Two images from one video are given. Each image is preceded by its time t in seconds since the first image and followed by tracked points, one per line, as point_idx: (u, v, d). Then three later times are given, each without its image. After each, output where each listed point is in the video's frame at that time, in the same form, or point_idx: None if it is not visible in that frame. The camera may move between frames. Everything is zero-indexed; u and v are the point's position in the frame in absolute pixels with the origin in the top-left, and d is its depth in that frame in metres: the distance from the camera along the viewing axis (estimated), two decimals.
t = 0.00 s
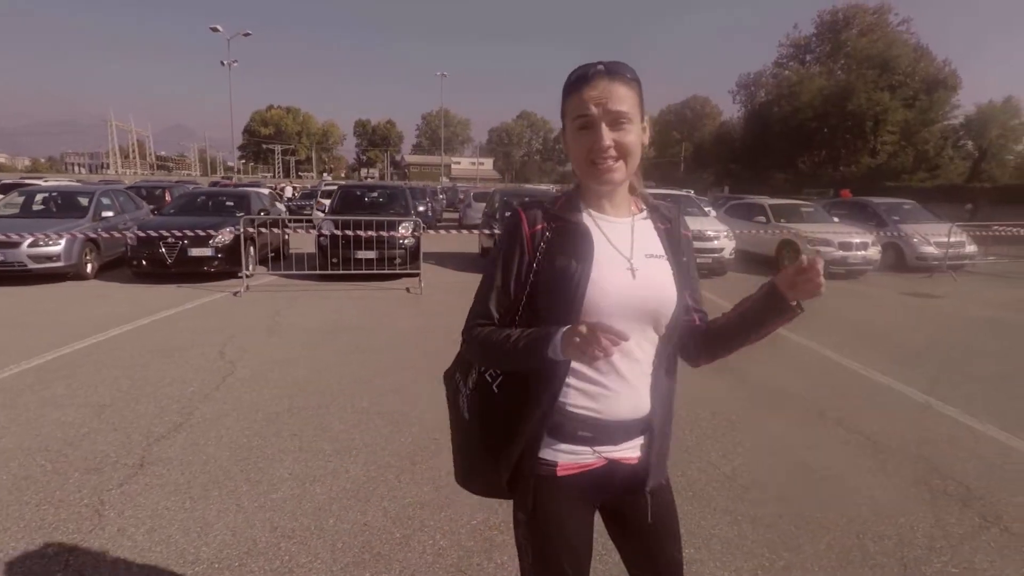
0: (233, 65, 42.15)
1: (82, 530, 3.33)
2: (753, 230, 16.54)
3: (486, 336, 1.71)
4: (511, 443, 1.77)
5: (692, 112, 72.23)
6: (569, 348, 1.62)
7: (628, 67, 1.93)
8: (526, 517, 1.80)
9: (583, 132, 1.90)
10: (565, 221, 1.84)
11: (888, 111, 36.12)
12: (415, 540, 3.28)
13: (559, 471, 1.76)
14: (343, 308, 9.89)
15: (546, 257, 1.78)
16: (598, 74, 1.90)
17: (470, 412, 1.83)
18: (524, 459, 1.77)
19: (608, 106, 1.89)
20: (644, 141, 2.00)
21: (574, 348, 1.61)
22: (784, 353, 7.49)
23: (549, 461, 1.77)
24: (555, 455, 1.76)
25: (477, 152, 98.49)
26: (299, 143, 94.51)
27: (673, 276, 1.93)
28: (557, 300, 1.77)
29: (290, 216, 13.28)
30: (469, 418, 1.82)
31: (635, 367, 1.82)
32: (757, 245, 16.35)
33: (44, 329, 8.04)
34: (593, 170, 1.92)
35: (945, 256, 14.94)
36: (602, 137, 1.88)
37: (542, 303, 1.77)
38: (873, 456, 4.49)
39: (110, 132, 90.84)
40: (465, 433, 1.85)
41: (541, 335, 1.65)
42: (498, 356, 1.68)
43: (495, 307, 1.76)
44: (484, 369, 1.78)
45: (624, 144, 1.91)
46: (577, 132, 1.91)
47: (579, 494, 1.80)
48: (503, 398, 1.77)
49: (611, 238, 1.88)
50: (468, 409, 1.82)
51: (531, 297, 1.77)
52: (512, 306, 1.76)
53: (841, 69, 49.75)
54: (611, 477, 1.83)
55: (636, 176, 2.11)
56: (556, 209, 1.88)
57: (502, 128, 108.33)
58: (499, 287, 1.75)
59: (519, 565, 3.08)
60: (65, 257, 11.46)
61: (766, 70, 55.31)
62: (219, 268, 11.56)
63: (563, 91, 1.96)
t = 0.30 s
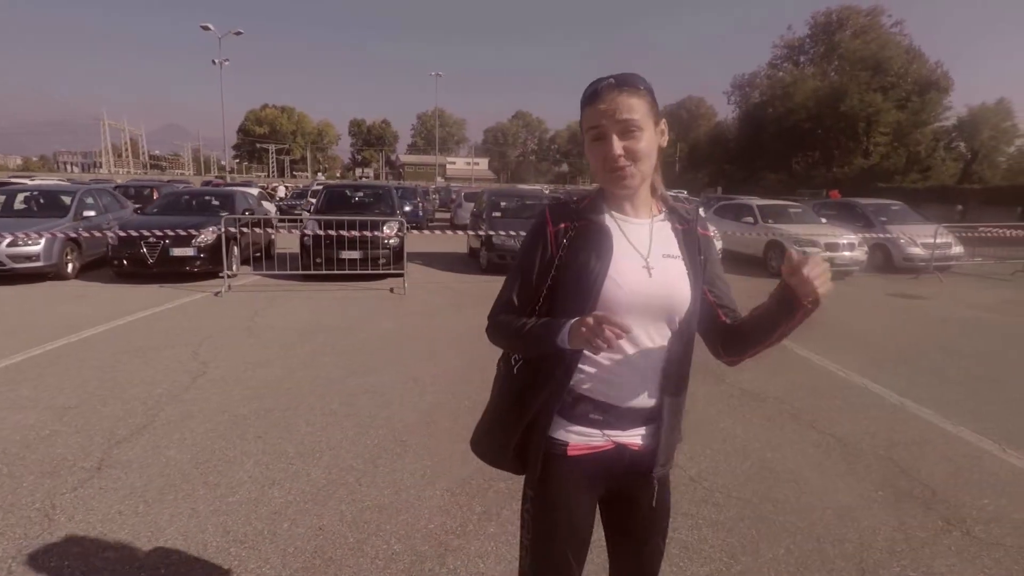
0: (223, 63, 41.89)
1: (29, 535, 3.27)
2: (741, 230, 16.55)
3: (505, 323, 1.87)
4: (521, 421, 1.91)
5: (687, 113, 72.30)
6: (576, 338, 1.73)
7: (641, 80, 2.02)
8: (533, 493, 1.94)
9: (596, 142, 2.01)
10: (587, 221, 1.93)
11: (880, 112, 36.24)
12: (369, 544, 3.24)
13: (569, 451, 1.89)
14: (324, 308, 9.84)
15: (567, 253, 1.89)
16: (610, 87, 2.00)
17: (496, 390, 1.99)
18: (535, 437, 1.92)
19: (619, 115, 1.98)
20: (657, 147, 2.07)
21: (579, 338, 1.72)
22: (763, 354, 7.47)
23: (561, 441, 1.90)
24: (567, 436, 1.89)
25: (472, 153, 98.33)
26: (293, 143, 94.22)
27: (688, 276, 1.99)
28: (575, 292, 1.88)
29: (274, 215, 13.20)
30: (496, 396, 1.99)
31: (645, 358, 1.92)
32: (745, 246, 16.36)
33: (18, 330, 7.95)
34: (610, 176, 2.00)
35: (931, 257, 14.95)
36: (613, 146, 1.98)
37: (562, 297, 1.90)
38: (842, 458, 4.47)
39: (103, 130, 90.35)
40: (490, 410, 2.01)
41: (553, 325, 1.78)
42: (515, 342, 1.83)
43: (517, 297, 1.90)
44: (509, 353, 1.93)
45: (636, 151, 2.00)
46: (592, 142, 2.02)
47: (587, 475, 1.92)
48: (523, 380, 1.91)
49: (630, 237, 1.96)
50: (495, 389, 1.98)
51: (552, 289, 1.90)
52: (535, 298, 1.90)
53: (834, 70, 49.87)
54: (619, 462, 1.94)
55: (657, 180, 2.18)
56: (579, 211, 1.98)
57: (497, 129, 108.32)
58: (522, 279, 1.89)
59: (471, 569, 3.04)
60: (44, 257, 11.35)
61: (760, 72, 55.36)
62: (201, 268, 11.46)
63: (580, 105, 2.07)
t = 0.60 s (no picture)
0: (213, 62, 41.67)
1: None
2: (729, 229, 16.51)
3: (504, 316, 1.85)
4: (517, 412, 1.91)
5: (680, 112, 72.28)
6: (584, 333, 1.73)
7: (651, 80, 2.05)
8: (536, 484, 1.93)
9: (603, 138, 2.03)
10: (590, 217, 1.95)
11: (872, 112, 36.30)
12: (324, 552, 3.15)
13: (567, 441, 1.90)
14: (304, 309, 9.73)
15: (569, 248, 1.90)
16: (620, 85, 2.02)
17: (491, 381, 1.98)
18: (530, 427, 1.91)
19: (628, 113, 2.00)
20: (662, 147, 2.11)
21: (592, 335, 1.71)
22: (744, 354, 7.40)
23: (558, 431, 1.90)
24: (564, 426, 1.89)
25: (466, 152, 98.08)
26: (286, 143, 93.75)
27: (684, 274, 2.05)
28: (576, 287, 1.89)
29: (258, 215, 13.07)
30: (489, 387, 1.98)
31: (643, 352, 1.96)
32: (734, 245, 16.32)
33: None
34: (613, 173, 2.03)
35: (918, 257, 14.94)
36: (620, 144, 2.00)
37: (563, 290, 1.90)
38: (817, 459, 4.39)
39: (93, 129, 89.71)
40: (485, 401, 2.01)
41: (557, 319, 1.77)
42: (514, 335, 1.81)
43: (517, 290, 1.89)
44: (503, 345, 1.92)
45: (641, 150, 2.02)
46: (599, 138, 2.03)
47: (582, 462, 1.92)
48: (520, 372, 1.91)
49: (631, 234, 1.99)
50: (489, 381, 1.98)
51: (552, 284, 1.90)
52: (534, 290, 1.90)
53: (826, 70, 49.94)
54: (613, 450, 1.96)
55: (657, 178, 2.22)
56: (582, 205, 2.00)
57: (491, 128, 108.08)
58: (524, 271, 1.88)
59: None
60: (22, 257, 11.19)
61: (753, 71, 55.40)
62: (182, 268, 11.32)
63: (589, 100, 2.08)
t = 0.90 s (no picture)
0: (203, 61, 41.36)
1: None
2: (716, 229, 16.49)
3: (483, 333, 1.74)
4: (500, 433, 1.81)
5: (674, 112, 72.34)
6: (577, 356, 1.65)
7: (633, 92, 2.01)
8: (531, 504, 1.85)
9: (585, 148, 1.97)
10: (573, 230, 1.88)
11: (863, 112, 36.39)
12: (273, 560, 3.09)
13: (554, 463, 1.86)
14: (284, 309, 9.63)
15: (550, 263, 1.82)
16: (603, 95, 1.97)
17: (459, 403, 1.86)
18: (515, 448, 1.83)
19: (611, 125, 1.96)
20: (640, 161, 2.08)
21: (588, 358, 1.64)
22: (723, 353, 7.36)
23: (541, 455, 1.86)
24: (550, 449, 1.85)
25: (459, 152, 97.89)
26: (279, 143, 93.35)
27: (654, 291, 2.05)
28: (556, 304, 1.83)
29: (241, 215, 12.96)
30: (460, 411, 1.85)
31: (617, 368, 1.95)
32: (721, 245, 16.30)
33: None
34: (593, 184, 1.98)
35: (904, 256, 14.96)
36: (603, 155, 1.95)
37: (543, 305, 1.82)
38: (786, 462, 4.34)
39: (84, 129, 89.14)
40: (452, 422, 1.88)
41: (549, 339, 1.67)
42: (498, 356, 1.70)
43: (496, 305, 1.78)
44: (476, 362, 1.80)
45: (622, 162, 1.98)
46: (580, 147, 1.97)
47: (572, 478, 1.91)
48: (496, 391, 1.81)
49: (608, 249, 1.96)
50: (456, 401, 1.85)
51: (532, 298, 1.82)
52: (513, 303, 1.80)
53: (818, 70, 50.05)
54: (592, 463, 1.96)
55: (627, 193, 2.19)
56: (562, 217, 1.93)
57: (485, 128, 107.92)
58: (503, 285, 1.78)
59: None
60: None
61: (746, 71, 55.49)
62: (163, 268, 11.20)
63: (571, 108, 2.02)
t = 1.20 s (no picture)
0: (189, 61, 41.06)
1: None
2: (700, 228, 16.53)
3: (489, 355, 1.69)
4: (517, 454, 1.75)
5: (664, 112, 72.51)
6: (595, 359, 1.66)
7: (594, 100, 2.00)
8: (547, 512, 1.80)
9: (555, 158, 1.93)
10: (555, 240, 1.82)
11: (849, 112, 36.62)
12: (216, 563, 3.06)
13: (575, 463, 1.84)
14: (260, 309, 9.57)
15: (540, 277, 1.77)
16: (567, 105, 1.94)
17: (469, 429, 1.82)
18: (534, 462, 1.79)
19: (578, 134, 1.94)
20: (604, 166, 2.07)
21: (609, 360, 1.66)
22: (697, 352, 7.36)
23: (563, 456, 1.83)
24: (570, 450, 1.83)
25: (450, 153, 97.70)
26: (269, 143, 92.94)
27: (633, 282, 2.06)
28: (552, 316, 1.78)
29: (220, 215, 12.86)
30: (471, 438, 1.80)
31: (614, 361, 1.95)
32: (704, 244, 16.34)
33: None
34: (565, 192, 1.95)
35: (885, 254, 15.04)
36: (574, 163, 1.92)
37: (539, 317, 1.78)
38: (746, 459, 4.32)
39: (71, 130, 88.48)
40: (463, 451, 1.82)
41: (559, 352, 1.67)
42: (509, 375, 1.67)
43: (495, 324, 1.73)
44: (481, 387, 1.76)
45: (592, 168, 1.97)
46: (550, 157, 1.93)
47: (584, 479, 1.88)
48: (506, 410, 1.77)
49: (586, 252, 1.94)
50: (466, 429, 1.81)
51: (528, 312, 1.77)
52: (510, 321, 1.75)
53: (806, 70, 50.30)
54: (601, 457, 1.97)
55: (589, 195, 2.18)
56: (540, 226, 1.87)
57: (476, 128, 107.78)
58: (500, 305, 1.72)
59: None
60: None
61: (734, 72, 55.72)
62: (139, 269, 11.11)
63: (533, 119, 1.98)
